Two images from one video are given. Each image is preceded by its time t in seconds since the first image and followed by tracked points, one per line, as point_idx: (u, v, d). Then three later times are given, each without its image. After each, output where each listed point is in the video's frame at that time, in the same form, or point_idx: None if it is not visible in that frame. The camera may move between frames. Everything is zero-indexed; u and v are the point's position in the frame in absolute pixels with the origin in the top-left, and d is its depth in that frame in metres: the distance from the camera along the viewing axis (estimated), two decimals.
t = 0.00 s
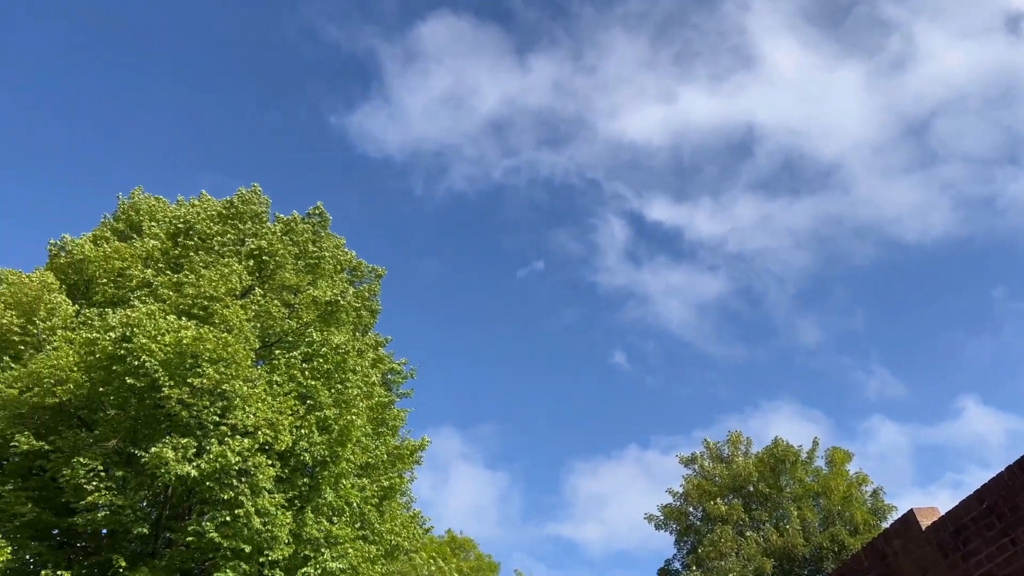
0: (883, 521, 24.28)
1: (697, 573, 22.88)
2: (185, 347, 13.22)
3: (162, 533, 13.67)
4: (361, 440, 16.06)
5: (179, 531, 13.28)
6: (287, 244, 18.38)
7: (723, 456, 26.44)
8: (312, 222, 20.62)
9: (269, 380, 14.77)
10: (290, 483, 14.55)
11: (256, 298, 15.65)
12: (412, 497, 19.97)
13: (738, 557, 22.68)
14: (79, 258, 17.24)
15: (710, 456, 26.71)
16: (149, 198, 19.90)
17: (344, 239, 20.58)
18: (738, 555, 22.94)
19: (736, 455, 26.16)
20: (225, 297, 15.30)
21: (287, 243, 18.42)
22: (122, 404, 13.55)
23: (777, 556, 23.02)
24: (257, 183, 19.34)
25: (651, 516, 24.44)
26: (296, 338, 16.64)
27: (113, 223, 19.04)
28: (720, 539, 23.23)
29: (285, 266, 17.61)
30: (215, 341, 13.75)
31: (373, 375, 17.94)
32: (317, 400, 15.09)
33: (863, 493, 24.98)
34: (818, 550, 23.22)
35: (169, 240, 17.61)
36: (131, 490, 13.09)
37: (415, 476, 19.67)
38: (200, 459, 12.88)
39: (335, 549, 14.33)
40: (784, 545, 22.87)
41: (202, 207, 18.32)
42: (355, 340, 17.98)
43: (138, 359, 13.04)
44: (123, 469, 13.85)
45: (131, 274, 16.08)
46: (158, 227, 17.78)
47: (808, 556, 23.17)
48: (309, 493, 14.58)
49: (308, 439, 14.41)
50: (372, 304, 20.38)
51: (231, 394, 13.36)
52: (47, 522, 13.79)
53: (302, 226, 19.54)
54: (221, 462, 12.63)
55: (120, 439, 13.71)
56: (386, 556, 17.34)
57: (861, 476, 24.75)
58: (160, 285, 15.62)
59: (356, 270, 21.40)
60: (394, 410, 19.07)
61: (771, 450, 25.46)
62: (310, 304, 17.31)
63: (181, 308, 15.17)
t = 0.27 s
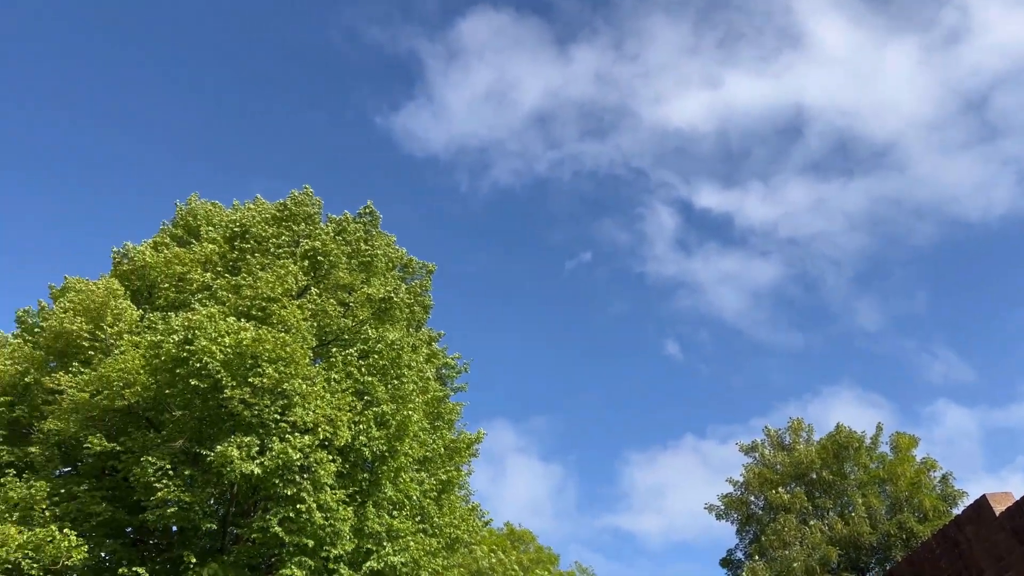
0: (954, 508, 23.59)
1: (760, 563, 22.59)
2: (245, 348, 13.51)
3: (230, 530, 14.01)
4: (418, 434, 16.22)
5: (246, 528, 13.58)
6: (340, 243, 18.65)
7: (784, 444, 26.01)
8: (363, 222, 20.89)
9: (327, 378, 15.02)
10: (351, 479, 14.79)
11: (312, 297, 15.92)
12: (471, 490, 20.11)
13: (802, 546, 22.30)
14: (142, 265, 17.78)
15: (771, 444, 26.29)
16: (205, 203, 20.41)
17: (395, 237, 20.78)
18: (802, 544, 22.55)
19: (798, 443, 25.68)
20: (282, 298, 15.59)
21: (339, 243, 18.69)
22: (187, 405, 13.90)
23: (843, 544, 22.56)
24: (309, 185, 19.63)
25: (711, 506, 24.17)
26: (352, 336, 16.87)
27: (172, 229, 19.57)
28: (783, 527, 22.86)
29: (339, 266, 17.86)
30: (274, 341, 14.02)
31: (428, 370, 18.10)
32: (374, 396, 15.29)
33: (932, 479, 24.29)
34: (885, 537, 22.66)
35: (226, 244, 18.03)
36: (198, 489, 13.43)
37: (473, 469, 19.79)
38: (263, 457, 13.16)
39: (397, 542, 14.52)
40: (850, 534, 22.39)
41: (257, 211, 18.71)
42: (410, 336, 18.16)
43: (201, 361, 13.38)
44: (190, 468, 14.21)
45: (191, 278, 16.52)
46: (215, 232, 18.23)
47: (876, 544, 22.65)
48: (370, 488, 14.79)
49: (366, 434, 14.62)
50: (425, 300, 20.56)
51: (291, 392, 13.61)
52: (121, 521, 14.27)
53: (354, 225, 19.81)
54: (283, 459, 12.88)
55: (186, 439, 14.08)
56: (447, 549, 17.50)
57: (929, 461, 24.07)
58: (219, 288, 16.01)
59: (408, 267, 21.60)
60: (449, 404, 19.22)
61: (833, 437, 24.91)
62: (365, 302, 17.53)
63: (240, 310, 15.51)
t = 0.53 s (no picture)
0: None
1: (832, 546, 22.20)
2: (310, 341, 13.82)
3: (303, 518, 14.38)
4: (481, 422, 16.38)
5: (317, 516, 13.90)
6: (397, 236, 18.89)
7: (853, 424, 25.45)
8: (419, 214, 21.11)
9: (389, 368, 15.30)
10: (416, 466, 15.02)
11: (372, 290, 16.18)
12: (534, 476, 20.22)
13: (875, 527, 21.82)
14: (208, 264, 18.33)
15: (839, 425, 25.78)
16: (266, 202, 20.90)
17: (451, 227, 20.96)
18: (875, 525, 22.06)
19: (868, 422, 25.10)
20: (343, 291, 15.89)
21: (397, 235, 18.94)
22: (257, 398, 14.28)
23: (918, 525, 22.02)
24: (365, 179, 19.90)
25: (778, 489, 23.82)
26: (412, 327, 17.09)
27: (235, 228, 20.11)
28: (855, 509, 22.40)
29: (398, 258, 18.09)
30: (337, 334, 14.30)
31: (488, 358, 18.24)
32: (436, 385, 15.49)
33: (1011, 457, 23.50)
34: (963, 517, 22.03)
35: (287, 242, 18.47)
36: (271, 479, 13.80)
37: (535, 455, 19.89)
38: (331, 447, 13.45)
39: (464, 528, 14.72)
40: (925, 514, 21.79)
41: (316, 208, 19.10)
42: (469, 325, 18.31)
43: (269, 355, 13.74)
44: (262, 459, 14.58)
45: (256, 275, 16.99)
46: (277, 230, 18.70)
47: (953, 525, 22.07)
48: (435, 475, 15.01)
49: (430, 422, 14.84)
50: (482, 288, 20.70)
51: (356, 383, 13.88)
52: (198, 511, 14.78)
53: (411, 217, 20.03)
54: (350, 448, 13.15)
55: (257, 431, 14.48)
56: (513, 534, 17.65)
57: (1007, 439, 23.29)
58: (283, 284, 16.42)
59: (464, 257, 21.78)
60: (510, 392, 19.35)
61: (905, 416, 24.24)
62: (423, 293, 17.74)
63: (304, 305, 15.85)
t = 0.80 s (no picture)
0: None
1: (909, 509, 21.76)
2: (376, 316, 14.07)
3: (375, 488, 14.75)
4: (545, 390, 16.48)
5: (389, 485, 14.24)
6: (457, 209, 19.00)
7: (930, 385, 24.73)
8: (477, 186, 21.14)
9: (453, 340, 15.51)
10: (483, 436, 15.23)
11: (434, 264, 16.39)
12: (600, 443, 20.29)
13: (954, 490, 21.27)
14: (275, 243, 18.78)
15: (914, 386, 25.10)
16: (327, 180, 21.25)
17: (510, 198, 20.97)
18: (954, 487, 21.50)
19: (945, 382, 24.36)
20: (405, 266, 16.10)
21: (456, 208, 19.04)
22: (327, 372, 14.62)
23: (1000, 487, 21.38)
24: (423, 154, 20.00)
25: (851, 452, 23.38)
26: (474, 299, 17.21)
27: (299, 208, 20.53)
28: (932, 471, 21.87)
29: (457, 231, 18.21)
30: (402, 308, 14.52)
31: (550, 327, 18.29)
32: (500, 355, 15.63)
33: None
34: None
35: (350, 219, 18.79)
36: (344, 451, 14.18)
37: (601, 422, 19.93)
38: (400, 418, 13.73)
39: (532, 495, 14.90)
40: (1008, 476, 21.12)
41: (376, 184, 19.34)
42: (530, 295, 18.36)
43: (337, 331, 14.06)
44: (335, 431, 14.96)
45: (321, 253, 17.43)
46: (340, 207, 19.04)
47: None
48: (502, 444, 15.21)
49: (495, 392, 15.00)
50: (542, 258, 20.72)
51: (422, 355, 14.10)
52: (276, 483, 15.29)
53: (469, 190, 20.09)
54: (419, 419, 13.41)
55: (328, 405, 14.84)
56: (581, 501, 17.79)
57: None
58: (347, 261, 16.74)
59: (523, 228, 21.79)
60: (574, 360, 19.39)
61: (985, 375, 23.39)
62: (484, 264, 17.84)
63: (368, 281, 16.12)
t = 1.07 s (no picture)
0: None
1: (955, 470, 21.49)
2: (414, 283, 14.17)
3: (418, 451, 14.98)
4: (584, 355, 16.51)
5: (431, 449, 14.45)
6: (492, 175, 18.96)
7: (978, 344, 24.25)
8: (512, 151, 21.04)
9: (491, 306, 15.62)
10: (523, 400, 15.35)
11: (470, 230, 16.46)
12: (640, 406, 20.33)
13: (1002, 450, 20.95)
14: (313, 213, 18.97)
15: (962, 345, 24.64)
16: (363, 148, 21.31)
17: (545, 163, 20.86)
18: (1002, 447, 21.17)
19: (993, 341, 23.87)
20: (442, 233, 16.16)
21: (491, 174, 19.00)
22: (368, 339, 14.74)
23: None
24: (457, 119, 19.90)
25: (895, 413, 23.10)
26: (511, 264, 17.18)
27: (336, 176, 20.66)
28: (980, 431, 21.54)
29: (493, 196, 18.16)
30: (440, 275, 14.61)
31: (588, 292, 18.26)
32: (538, 320, 15.70)
33: None
34: None
35: (386, 187, 18.89)
36: (387, 415, 14.41)
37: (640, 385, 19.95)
38: (441, 384, 13.87)
39: (572, 458, 15.04)
40: None
41: (411, 151, 19.37)
42: (567, 260, 18.30)
43: (376, 298, 14.22)
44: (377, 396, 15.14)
45: (359, 222, 17.67)
46: (376, 175, 19.17)
47: None
48: (542, 408, 15.35)
49: (534, 357, 15.10)
50: (578, 222, 20.64)
51: (460, 321, 14.20)
52: (321, 448, 15.61)
53: (504, 155, 19.99)
54: (460, 384, 13.54)
55: (370, 370, 15.02)
56: (621, 463, 17.89)
57: None
58: (385, 229, 16.87)
59: (559, 192, 21.69)
60: (612, 324, 19.39)
61: None
62: (521, 230, 17.81)
63: (406, 248, 16.21)
